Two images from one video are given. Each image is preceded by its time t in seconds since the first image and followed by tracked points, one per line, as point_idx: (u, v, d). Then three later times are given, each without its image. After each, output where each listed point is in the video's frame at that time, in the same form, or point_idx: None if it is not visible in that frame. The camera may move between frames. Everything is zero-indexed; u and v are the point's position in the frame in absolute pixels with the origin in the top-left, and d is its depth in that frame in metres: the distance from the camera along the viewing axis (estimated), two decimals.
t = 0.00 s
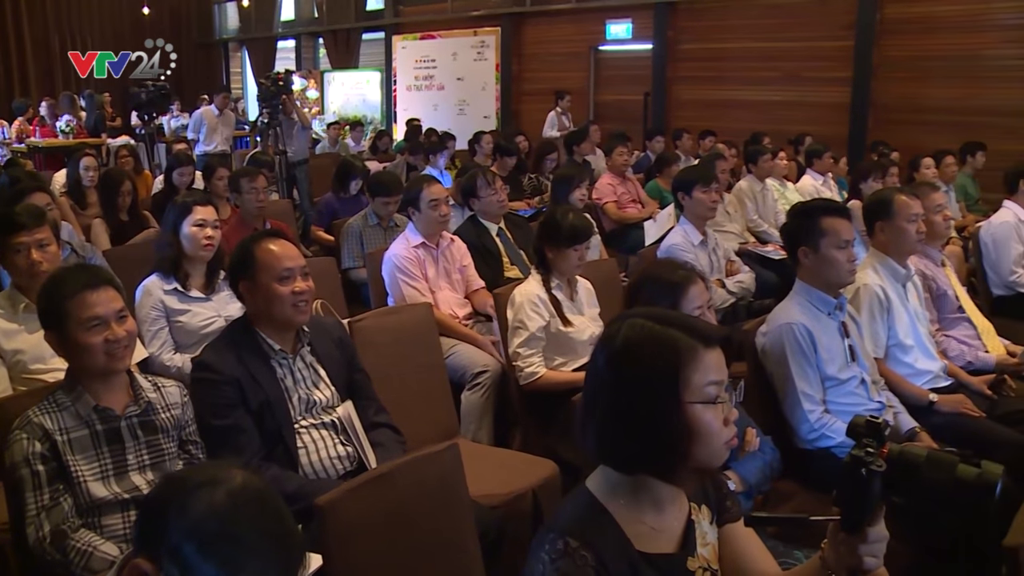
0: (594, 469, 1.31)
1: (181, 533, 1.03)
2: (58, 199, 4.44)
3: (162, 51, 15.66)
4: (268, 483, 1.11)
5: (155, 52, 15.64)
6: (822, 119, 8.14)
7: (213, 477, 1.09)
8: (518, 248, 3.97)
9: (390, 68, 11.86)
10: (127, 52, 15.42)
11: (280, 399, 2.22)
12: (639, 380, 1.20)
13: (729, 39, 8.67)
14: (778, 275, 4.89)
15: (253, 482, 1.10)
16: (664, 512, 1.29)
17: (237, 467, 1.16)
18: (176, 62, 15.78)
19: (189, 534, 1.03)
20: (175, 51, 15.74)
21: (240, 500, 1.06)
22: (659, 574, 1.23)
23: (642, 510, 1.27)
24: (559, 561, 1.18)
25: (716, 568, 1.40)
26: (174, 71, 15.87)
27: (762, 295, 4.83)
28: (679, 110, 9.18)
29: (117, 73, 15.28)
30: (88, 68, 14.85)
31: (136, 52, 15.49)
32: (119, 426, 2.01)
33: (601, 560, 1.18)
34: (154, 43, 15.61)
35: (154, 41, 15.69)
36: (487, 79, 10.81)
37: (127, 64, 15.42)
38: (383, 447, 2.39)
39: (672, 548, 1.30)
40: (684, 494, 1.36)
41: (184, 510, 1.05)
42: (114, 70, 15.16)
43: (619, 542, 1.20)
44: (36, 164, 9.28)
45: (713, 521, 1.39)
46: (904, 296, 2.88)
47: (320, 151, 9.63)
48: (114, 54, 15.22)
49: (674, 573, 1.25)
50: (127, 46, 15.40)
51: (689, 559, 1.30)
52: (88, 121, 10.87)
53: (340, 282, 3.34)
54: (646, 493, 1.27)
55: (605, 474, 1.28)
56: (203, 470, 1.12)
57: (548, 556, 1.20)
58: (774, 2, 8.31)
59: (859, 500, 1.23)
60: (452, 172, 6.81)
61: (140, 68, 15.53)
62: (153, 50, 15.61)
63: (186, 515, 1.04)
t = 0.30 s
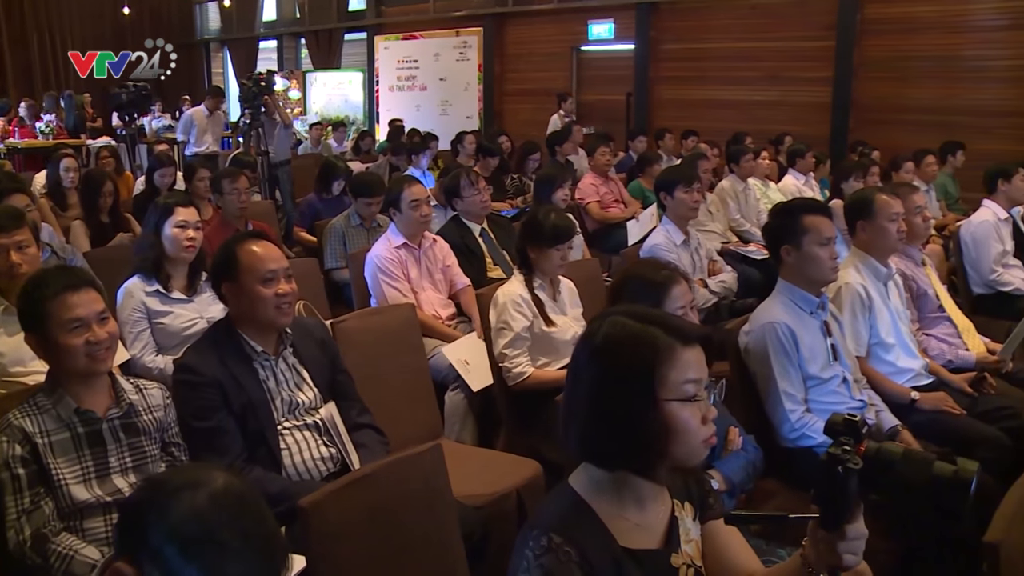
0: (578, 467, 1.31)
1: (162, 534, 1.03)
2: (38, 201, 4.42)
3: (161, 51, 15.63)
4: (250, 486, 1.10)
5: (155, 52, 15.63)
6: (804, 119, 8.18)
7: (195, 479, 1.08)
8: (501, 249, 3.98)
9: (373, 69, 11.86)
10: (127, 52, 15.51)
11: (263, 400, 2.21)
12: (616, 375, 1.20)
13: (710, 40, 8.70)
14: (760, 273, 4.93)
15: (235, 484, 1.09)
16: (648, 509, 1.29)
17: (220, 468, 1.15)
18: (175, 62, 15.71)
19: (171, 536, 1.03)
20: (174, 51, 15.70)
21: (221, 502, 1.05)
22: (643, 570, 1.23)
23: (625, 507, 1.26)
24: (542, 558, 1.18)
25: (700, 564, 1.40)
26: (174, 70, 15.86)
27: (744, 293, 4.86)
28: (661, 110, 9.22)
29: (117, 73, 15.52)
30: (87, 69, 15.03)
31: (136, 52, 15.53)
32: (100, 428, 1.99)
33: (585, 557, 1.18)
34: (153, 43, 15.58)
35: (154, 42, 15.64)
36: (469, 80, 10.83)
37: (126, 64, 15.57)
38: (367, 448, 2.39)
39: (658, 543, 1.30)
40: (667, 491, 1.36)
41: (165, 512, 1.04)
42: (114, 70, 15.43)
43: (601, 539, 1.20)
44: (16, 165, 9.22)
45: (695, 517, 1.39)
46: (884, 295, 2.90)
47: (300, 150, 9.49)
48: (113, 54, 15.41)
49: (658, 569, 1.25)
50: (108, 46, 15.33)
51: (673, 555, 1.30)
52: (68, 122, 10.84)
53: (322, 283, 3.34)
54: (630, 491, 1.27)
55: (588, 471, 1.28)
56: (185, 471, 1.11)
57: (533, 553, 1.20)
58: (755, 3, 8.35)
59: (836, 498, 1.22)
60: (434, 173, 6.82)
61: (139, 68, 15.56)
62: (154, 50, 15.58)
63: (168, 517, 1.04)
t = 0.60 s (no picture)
0: (566, 466, 1.32)
1: (150, 536, 1.03)
2: (24, 203, 4.40)
3: (162, 51, 15.56)
4: (240, 487, 1.10)
5: (155, 52, 15.56)
6: (793, 119, 8.20)
7: (184, 480, 1.07)
8: (491, 249, 3.98)
9: (362, 69, 11.85)
10: (127, 52, 15.43)
11: (252, 401, 2.21)
12: (592, 375, 1.21)
13: (699, 40, 8.72)
14: (750, 272, 4.95)
15: (224, 485, 1.09)
16: (635, 508, 1.29)
17: (209, 470, 1.15)
18: (175, 62, 15.60)
19: (158, 539, 1.02)
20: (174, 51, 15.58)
21: (210, 503, 1.04)
22: (630, 569, 1.23)
23: (613, 506, 1.26)
24: (529, 557, 1.18)
25: (690, 563, 1.39)
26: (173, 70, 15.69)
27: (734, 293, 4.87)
28: (650, 110, 9.23)
29: (117, 73, 15.45)
30: (88, 68, 15.18)
31: (136, 52, 15.46)
32: (89, 430, 1.98)
33: (572, 556, 1.18)
34: (154, 43, 15.54)
35: (156, 43, 15.63)
36: (459, 80, 10.82)
37: (128, 64, 15.49)
38: (357, 449, 2.39)
39: (646, 542, 1.30)
40: (655, 490, 1.36)
41: (153, 513, 1.04)
42: (114, 70, 15.43)
43: (588, 537, 1.20)
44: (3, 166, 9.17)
45: (685, 517, 1.38)
46: (873, 293, 2.91)
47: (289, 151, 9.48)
48: (114, 54, 15.39)
49: (646, 568, 1.25)
50: (96, 47, 15.26)
51: (661, 554, 1.29)
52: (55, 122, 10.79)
53: (312, 283, 3.34)
54: (618, 490, 1.27)
55: (576, 470, 1.28)
56: (175, 472, 1.11)
57: (521, 552, 1.19)
58: (744, 3, 8.37)
59: (833, 498, 1.20)
60: (424, 173, 6.81)
61: (140, 68, 15.46)
62: (154, 50, 15.54)
63: (156, 519, 1.03)
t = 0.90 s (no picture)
0: (551, 466, 1.32)
1: (133, 538, 1.02)
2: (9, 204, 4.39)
3: (162, 51, 15.66)
4: (224, 489, 1.10)
5: (155, 52, 15.66)
6: (779, 119, 8.23)
7: (166, 482, 1.07)
8: (478, 249, 3.98)
9: (349, 70, 11.82)
10: (127, 53, 15.48)
11: (239, 403, 2.20)
12: (581, 374, 1.21)
13: (686, 40, 8.74)
14: (737, 273, 4.98)
15: (206, 487, 1.08)
16: (620, 509, 1.29)
17: (193, 472, 1.14)
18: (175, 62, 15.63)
19: (141, 542, 1.02)
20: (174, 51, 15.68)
21: (193, 507, 1.04)
22: (614, 570, 1.23)
23: (598, 507, 1.27)
24: (514, 558, 1.18)
25: (675, 562, 1.40)
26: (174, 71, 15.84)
27: (722, 293, 4.90)
28: (637, 110, 9.25)
29: (116, 73, 15.48)
30: (88, 68, 15.20)
31: (136, 52, 15.51)
32: (74, 433, 1.97)
33: (557, 557, 1.18)
34: (154, 43, 15.65)
35: (155, 42, 15.72)
36: (446, 80, 10.81)
37: (127, 64, 15.50)
38: (344, 450, 2.38)
39: (630, 542, 1.30)
40: (639, 490, 1.36)
41: (136, 517, 1.04)
42: (114, 70, 15.43)
43: (572, 538, 1.21)
44: None
45: (670, 516, 1.39)
46: (861, 292, 2.93)
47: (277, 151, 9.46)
48: (113, 54, 15.42)
49: (631, 568, 1.25)
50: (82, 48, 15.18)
51: (646, 554, 1.30)
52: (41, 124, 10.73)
53: (299, 284, 3.33)
54: (602, 490, 1.27)
55: (561, 470, 1.28)
56: (158, 475, 1.10)
57: (506, 554, 1.19)
58: (731, 3, 8.39)
59: (818, 496, 1.20)
60: (411, 174, 6.81)
61: (140, 68, 15.53)
62: (154, 50, 15.63)
63: (139, 523, 1.03)
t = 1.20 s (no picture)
0: (540, 466, 1.32)
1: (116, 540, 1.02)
2: None
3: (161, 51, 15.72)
4: (208, 491, 1.09)
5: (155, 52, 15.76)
6: (767, 119, 8.25)
7: (151, 483, 1.07)
8: (467, 250, 3.98)
9: (337, 70, 11.81)
10: (128, 52, 15.60)
11: (227, 405, 2.20)
12: (574, 373, 1.21)
13: (674, 40, 8.76)
14: (725, 272, 5.00)
15: (189, 488, 1.08)
16: (608, 509, 1.29)
17: (178, 473, 1.14)
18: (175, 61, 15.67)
19: (124, 545, 1.02)
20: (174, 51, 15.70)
21: (176, 508, 1.04)
22: (603, 569, 1.23)
23: (586, 507, 1.27)
24: (502, 558, 1.18)
25: (664, 561, 1.40)
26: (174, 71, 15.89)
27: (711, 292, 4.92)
28: (625, 110, 9.27)
29: (117, 73, 15.54)
30: (88, 68, 15.25)
31: (137, 52, 15.67)
32: (62, 436, 1.97)
33: (544, 557, 1.19)
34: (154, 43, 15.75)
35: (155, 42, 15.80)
36: (434, 81, 10.81)
37: (127, 64, 15.61)
38: (334, 451, 2.38)
39: (617, 542, 1.30)
40: (627, 490, 1.36)
41: (119, 518, 1.03)
42: (114, 69, 15.48)
43: (561, 539, 1.21)
44: None
45: (657, 516, 1.39)
46: (849, 292, 2.94)
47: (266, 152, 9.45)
48: (113, 54, 15.51)
49: (619, 568, 1.26)
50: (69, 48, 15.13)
51: (634, 554, 1.30)
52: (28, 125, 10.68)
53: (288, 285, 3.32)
54: (590, 490, 1.27)
55: (549, 470, 1.28)
56: (143, 475, 1.10)
57: (493, 554, 1.20)
58: (720, 3, 8.41)
59: (808, 497, 1.20)
60: (400, 174, 6.81)
61: (140, 68, 15.64)
62: (154, 50, 15.73)
63: (121, 526, 1.02)
